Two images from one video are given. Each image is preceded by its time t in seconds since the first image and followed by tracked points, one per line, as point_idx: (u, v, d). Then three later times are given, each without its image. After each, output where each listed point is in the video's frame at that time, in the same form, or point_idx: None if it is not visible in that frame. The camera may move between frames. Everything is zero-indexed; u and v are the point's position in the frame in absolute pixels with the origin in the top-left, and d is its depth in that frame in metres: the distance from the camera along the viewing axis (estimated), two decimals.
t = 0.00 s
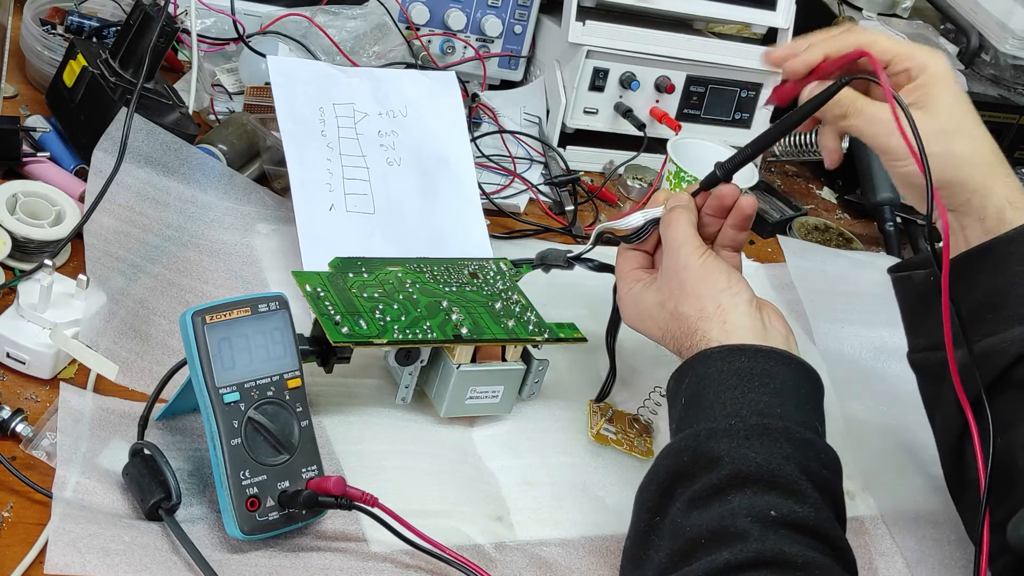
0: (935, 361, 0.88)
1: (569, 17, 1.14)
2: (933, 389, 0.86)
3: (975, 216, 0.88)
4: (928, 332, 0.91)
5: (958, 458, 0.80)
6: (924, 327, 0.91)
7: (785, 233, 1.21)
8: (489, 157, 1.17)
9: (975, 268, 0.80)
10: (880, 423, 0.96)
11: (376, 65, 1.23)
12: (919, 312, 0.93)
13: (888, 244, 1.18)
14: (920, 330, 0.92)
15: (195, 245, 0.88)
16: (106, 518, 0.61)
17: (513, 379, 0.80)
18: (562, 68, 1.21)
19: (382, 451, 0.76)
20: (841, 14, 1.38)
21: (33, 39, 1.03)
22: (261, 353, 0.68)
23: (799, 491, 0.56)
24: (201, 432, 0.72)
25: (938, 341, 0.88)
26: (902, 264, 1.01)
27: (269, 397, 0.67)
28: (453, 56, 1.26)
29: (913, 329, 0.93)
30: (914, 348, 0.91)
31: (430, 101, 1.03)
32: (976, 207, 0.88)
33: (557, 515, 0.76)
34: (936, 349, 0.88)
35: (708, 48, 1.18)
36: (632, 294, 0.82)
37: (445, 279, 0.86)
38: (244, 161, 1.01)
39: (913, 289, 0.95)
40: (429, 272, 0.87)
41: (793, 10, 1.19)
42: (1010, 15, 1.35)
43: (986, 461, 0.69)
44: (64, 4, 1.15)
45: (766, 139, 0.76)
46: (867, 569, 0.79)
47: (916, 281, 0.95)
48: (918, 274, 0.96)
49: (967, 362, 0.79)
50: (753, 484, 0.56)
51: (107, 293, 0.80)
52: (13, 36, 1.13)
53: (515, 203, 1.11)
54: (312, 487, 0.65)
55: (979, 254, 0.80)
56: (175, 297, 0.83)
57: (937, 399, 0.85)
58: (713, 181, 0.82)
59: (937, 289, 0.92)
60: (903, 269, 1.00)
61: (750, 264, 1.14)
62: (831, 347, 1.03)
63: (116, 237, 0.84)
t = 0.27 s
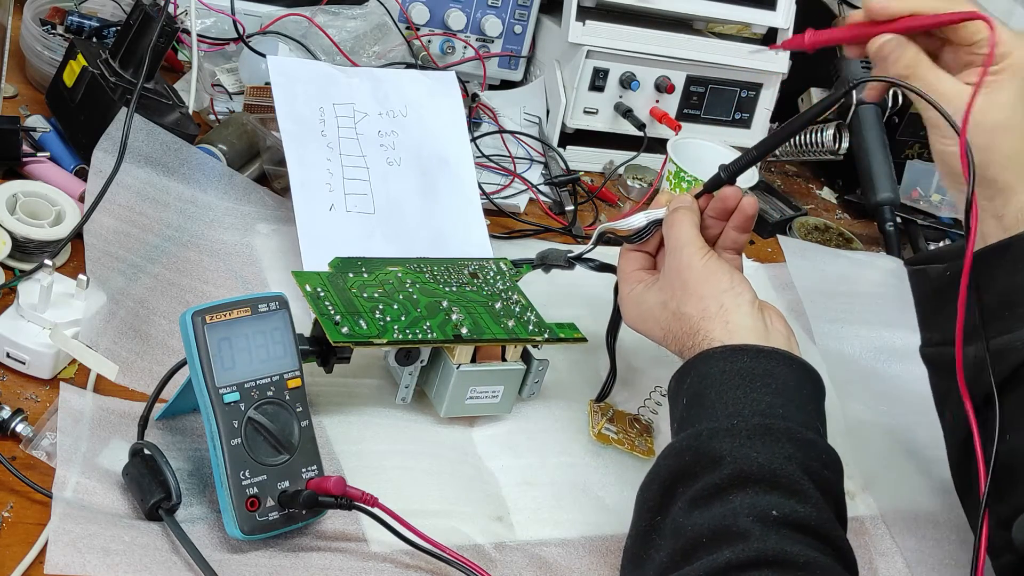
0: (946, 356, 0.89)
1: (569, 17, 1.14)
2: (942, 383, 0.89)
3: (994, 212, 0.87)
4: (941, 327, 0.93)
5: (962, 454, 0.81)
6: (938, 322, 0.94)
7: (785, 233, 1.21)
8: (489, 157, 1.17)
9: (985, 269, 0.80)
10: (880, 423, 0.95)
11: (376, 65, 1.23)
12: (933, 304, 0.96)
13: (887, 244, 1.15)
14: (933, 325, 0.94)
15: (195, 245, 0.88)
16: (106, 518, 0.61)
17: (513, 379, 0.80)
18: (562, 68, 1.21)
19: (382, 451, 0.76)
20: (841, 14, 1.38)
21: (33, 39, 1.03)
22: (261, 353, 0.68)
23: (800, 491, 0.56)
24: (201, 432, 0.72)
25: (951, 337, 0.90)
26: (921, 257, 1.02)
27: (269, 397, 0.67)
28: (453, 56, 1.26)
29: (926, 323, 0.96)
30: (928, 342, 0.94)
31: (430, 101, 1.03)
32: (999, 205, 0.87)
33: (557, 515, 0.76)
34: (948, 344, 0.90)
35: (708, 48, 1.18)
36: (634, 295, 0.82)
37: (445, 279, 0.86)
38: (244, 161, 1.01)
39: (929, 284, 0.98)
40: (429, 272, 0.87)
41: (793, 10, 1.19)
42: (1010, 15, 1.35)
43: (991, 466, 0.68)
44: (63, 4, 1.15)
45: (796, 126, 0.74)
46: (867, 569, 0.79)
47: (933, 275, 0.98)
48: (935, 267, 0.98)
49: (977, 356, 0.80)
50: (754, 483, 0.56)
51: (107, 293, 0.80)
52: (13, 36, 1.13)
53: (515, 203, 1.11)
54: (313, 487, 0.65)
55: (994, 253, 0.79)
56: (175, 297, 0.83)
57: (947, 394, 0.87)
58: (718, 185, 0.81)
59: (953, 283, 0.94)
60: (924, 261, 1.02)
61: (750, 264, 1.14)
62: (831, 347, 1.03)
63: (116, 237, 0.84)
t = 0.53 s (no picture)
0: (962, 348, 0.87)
1: (569, 17, 1.14)
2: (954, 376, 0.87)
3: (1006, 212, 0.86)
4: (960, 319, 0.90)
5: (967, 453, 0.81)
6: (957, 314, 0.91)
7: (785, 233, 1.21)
8: (489, 157, 1.17)
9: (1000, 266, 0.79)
10: (880, 424, 0.95)
11: (376, 65, 1.23)
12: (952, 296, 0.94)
13: (887, 244, 1.15)
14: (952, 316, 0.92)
15: (195, 245, 0.88)
16: (107, 518, 0.61)
17: (513, 379, 0.80)
18: (562, 68, 1.21)
19: (382, 451, 0.76)
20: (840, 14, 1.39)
21: (33, 39, 1.03)
22: (261, 353, 0.68)
23: (801, 491, 0.56)
24: (201, 432, 0.72)
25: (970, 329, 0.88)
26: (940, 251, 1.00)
27: (269, 397, 0.67)
28: (453, 56, 1.26)
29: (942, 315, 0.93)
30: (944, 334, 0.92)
31: (430, 102, 1.03)
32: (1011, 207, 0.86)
33: (557, 515, 0.76)
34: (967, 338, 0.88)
35: (708, 48, 1.18)
36: (635, 295, 0.82)
37: (445, 279, 0.86)
38: (244, 161, 1.01)
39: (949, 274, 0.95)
40: (429, 272, 0.87)
41: (794, 10, 1.19)
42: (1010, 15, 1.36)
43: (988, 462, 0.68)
44: (63, 4, 1.15)
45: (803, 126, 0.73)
46: (867, 569, 0.79)
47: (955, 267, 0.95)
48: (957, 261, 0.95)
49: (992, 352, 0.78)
50: (755, 483, 0.56)
51: (107, 293, 0.80)
52: (13, 36, 1.13)
53: (515, 203, 1.11)
54: (312, 487, 0.65)
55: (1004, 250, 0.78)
56: (175, 297, 0.83)
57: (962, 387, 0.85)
58: (721, 186, 0.81)
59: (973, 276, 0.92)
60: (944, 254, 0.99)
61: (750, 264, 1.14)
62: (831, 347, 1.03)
63: (116, 237, 0.84)
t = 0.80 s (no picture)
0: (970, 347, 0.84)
1: (569, 17, 1.14)
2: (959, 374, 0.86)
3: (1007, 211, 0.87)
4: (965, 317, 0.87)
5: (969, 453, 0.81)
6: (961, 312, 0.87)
7: (785, 233, 1.21)
8: (489, 157, 1.17)
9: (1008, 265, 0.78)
10: (880, 424, 0.95)
11: (376, 65, 1.23)
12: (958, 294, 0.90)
13: (887, 245, 1.18)
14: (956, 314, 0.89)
15: (196, 245, 0.88)
16: (106, 518, 0.61)
17: (513, 379, 0.80)
18: (562, 68, 1.21)
19: (382, 451, 0.76)
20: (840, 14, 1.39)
21: (33, 39, 1.03)
22: (261, 353, 0.68)
23: (800, 491, 0.56)
24: (201, 432, 0.72)
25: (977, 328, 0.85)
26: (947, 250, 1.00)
27: (268, 397, 0.67)
28: (453, 56, 1.26)
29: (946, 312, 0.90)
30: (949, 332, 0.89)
31: (430, 102, 1.03)
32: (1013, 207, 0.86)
33: (558, 515, 0.76)
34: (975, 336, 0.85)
35: (708, 48, 1.18)
36: (634, 295, 0.82)
37: (445, 279, 0.86)
38: (244, 161, 1.01)
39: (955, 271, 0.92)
40: (428, 272, 0.87)
41: (794, 10, 1.19)
42: (1010, 16, 1.36)
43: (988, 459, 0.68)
44: (64, 4, 1.15)
45: (798, 124, 0.75)
46: (866, 569, 0.79)
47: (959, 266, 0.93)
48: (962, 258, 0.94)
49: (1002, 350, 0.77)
50: (754, 483, 0.56)
51: (107, 293, 0.80)
52: (13, 36, 1.13)
53: (515, 203, 1.11)
54: (312, 487, 0.65)
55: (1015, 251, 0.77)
56: (175, 297, 0.83)
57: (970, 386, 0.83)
58: (717, 184, 0.81)
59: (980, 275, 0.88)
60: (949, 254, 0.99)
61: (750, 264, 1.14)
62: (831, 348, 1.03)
63: (116, 237, 0.84)
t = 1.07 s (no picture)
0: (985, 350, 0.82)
1: (569, 17, 1.14)
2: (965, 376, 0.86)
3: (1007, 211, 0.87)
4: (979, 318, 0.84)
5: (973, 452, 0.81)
6: (968, 312, 0.85)
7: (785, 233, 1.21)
8: (489, 157, 1.17)
9: None
10: (880, 424, 0.95)
11: (376, 65, 1.23)
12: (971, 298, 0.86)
13: (888, 244, 1.19)
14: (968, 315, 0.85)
15: (195, 245, 0.88)
16: (106, 518, 0.61)
17: (513, 379, 0.80)
18: (562, 68, 1.21)
19: (381, 451, 0.76)
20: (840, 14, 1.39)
21: (33, 39, 1.03)
22: (261, 353, 0.68)
23: (800, 491, 0.56)
24: (201, 432, 0.72)
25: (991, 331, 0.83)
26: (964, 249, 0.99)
27: (268, 397, 0.67)
28: (453, 56, 1.26)
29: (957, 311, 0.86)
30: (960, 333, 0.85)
31: (430, 102, 1.03)
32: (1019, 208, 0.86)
33: (558, 515, 0.76)
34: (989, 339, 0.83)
35: (708, 48, 1.18)
36: (633, 295, 0.82)
37: (445, 279, 0.86)
38: (244, 161, 1.01)
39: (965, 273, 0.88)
40: (428, 272, 0.87)
41: (794, 10, 1.19)
42: (1010, 15, 1.36)
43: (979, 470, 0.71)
44: (64, 4, 1.15)
45: (794, 116, 0.75)
46: (866, 569, 0.79)
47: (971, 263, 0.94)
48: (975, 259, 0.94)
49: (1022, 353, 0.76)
50: (754, 484, 0.56)
51: (107, 293, 0.80)
52: (13, 36, 1.13)
53: (515, 203, 1.11)
54: (312, 487, 0.65)
55: None
56: (175, 297, 0.83)
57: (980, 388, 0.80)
58: (717, 182, 0.81)
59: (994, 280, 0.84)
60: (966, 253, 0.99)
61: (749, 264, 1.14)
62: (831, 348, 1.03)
63: (117, 237, 0.84)
